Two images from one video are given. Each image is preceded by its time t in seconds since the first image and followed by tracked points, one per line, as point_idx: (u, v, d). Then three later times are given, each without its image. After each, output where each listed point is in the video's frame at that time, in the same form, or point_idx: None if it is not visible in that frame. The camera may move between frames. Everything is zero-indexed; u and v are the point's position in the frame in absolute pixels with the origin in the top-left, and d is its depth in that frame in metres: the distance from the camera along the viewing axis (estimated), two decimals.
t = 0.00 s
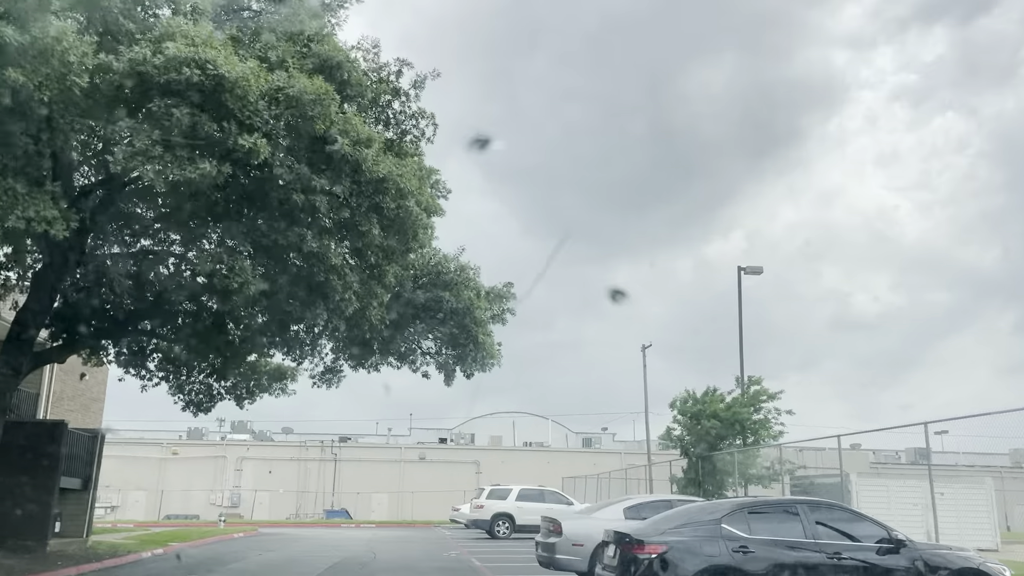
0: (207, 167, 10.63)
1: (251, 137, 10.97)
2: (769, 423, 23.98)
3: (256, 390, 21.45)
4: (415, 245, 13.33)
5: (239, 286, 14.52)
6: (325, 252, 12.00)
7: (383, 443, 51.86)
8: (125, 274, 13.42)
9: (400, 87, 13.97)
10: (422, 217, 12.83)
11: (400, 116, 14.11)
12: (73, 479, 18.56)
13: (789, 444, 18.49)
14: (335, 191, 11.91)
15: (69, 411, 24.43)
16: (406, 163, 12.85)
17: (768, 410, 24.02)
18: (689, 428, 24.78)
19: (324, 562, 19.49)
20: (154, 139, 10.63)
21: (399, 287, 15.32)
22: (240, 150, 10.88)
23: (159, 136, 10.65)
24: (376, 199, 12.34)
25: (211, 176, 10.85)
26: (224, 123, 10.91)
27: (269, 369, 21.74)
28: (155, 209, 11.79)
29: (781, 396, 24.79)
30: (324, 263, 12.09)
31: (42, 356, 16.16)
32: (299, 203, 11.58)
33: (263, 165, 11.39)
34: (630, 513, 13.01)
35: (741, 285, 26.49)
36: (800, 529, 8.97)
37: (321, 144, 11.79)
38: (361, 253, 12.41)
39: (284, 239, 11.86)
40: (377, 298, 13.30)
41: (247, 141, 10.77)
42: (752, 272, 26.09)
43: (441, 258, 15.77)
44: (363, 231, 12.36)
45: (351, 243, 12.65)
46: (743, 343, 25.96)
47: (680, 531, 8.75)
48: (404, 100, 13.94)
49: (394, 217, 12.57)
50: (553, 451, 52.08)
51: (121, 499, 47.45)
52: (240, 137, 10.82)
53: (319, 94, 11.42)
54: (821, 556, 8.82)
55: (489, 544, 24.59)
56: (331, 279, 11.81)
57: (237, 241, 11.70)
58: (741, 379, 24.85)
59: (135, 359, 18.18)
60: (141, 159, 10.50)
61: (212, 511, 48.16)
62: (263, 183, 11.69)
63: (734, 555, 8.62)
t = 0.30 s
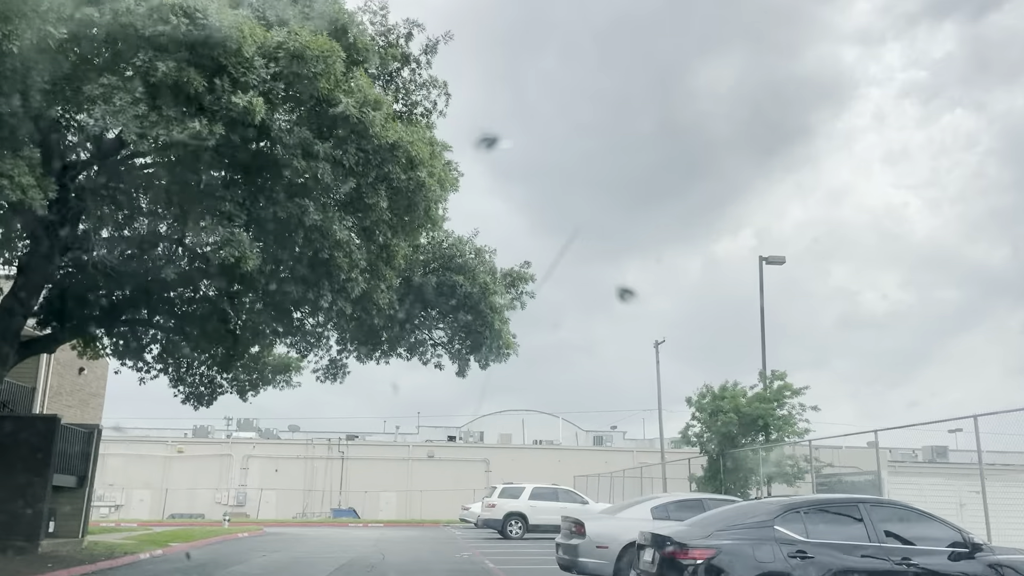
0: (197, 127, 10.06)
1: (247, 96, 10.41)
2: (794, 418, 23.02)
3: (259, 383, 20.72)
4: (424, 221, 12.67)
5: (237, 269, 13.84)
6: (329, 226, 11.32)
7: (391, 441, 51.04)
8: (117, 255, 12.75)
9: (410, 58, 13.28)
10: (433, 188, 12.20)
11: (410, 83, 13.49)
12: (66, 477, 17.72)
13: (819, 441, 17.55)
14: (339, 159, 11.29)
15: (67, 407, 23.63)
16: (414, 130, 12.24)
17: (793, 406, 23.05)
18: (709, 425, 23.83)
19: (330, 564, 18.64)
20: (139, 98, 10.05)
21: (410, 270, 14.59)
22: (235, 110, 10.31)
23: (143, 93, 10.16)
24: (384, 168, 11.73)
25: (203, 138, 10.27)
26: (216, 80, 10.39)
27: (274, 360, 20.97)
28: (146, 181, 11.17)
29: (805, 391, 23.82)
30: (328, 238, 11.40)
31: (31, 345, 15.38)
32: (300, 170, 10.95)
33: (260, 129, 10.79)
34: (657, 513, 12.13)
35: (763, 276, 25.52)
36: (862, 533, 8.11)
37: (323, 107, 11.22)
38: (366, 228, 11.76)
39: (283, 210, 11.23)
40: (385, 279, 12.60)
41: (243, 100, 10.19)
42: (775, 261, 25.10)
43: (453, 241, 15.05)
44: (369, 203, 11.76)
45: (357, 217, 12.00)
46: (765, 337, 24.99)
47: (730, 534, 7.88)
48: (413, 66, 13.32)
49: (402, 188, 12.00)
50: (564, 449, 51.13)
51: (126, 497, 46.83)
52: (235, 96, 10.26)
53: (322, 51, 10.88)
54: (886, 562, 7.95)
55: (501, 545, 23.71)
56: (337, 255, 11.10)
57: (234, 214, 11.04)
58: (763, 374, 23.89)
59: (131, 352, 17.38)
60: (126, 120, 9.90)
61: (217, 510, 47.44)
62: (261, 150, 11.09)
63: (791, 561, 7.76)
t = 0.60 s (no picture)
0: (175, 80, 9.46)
1: (234, 45, 9.78)
2: (814, 414, 22.12)
3: (259, 378, 19.95)
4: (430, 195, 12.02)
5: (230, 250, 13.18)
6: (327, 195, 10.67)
7: (395, 440, 50.22)
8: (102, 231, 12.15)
9: (417, 28, 12.64)
10: (440, 156, 11.55)
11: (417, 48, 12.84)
12: (55, 476, 16.92)
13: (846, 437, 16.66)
14: (337, 121, 10.67)
15: (60, 403, 22.82)
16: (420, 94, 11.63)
17: (813, 401, 22.13)
18: (726, 421, 22.94)
19: (332, 567, 17.80)
20: (114, 49, 9.49)
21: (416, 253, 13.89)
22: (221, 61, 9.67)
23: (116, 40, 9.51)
24: (388, 134, 11.12)
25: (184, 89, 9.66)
26: (200, 28, 9.73)
27: (274, 353, 20.17)
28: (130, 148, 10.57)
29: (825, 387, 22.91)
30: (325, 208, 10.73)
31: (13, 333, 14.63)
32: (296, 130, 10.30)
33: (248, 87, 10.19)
34: (682, 514, 11.22)
35: (781, 267, 24.62)
36: (925, 537, 7.33)
37: (320, 65, 10.59)
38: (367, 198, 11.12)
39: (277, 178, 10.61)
40: (388, 256, 11.91)
41: (230, 49, 9.57)
42: (793, 252, 24.21)
43: (462, 224, 14.36)
44: (372, 173, 11.13)
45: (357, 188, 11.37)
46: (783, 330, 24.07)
47: (781, 540, 7.13)
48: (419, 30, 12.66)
49: (408, 158, 11.39)
50: (571, 448, 50.25)
51: (127, 497, 46.15)
52: (221, 45, 9.63)
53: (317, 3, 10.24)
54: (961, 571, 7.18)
55: (511, 546, 22.86)
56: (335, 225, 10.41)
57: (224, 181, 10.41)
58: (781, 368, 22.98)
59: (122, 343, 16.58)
60: (98, 71, 9.36)
61: (219, 510, 46.71)
62: (252, 112, 10.52)
63: (853, 570, 7.00)
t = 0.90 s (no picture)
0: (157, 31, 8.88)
1: None
2: (832, 411, 21.37)
3: (258, 375, 19.24)
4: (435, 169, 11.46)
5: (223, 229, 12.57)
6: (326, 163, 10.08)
7: (398, 439, 49.50)
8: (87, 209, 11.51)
9: None
10: (443, 124, 10.94)
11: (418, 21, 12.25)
12: (43, 475, 16.20)
13: (871, 434, 15.92)
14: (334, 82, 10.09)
15: (53, 400, 22.12)
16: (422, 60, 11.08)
17: (831, 398, 21.36)
18: (740, 419, 22.22)
19: (332, 569, 17.05)
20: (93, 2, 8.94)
21: (422, 236, 13.27)
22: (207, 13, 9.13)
23: None
24: (391, 101, 10.60)
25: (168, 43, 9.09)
26: None
27: (273, 347, 19.43)
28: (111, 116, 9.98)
29: (843, 383, 22.15)
30: (323, 179, 10.13)
31: None
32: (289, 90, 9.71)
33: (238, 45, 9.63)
34: (707, 515, 10.49)
35: (796, 259, 23.89)
36: (994, 543, 6.72)
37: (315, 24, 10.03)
38: (368, 170, 10.54)
39: (270, 145, 10.03)
40: (391, 235, 11.27)
41: None
42: (809, 243, 23.46)
43: (470, 207, 13.74)
44: (373, 142, 10.58)
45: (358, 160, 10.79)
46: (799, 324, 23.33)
47: (836, 549, 6.55)
48: None
49: (413, 128, 10.85)
50: (577, 446, 49.51)
51: (126, 497, 45.47)
52: None
53: None
54: None
55: (518, 548, 22.12)
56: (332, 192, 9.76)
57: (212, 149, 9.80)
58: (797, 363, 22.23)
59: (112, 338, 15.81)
60: (68, 23, 8.82)
61: (219, 510, 46.01)
62: (244, 77, 9.98)
63: None
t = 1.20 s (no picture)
0: None
1: None
2: (847, 408, 20.71)
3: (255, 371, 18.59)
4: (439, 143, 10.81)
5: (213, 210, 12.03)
6: (320, 132, 9.56)
7: (399, 438, 48.86)
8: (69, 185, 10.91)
9: None
10: (446, 94, 10.43)
11: None
12: (30, 474, 15.61)
13: (892, 431, 15.30)
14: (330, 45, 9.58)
15: (44, 397, 21.49)
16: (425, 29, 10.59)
17: (846, 395, 20.72)
18: (752, 416, 21.58)
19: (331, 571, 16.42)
20: None
21: (426, 219, 12.69)
22: None
23: None
24: (391, 68, 10.08)
25: None
26: None
27: (268, 342, 18.75)
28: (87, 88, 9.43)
29: (858, 380, 21.52)
30: (320, 150, 9.58)
31: None
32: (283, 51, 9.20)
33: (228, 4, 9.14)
34: (731, 517, 9.85)
35: (809, 253, 23.24)
36: None
37: None
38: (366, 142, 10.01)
39: (261, 112, 9.49)
40: (390, 214, 10.76)
41: None
42: (823, 236, 22.82)
43: (477, 190, 13.09)
44: (371, 111, 10.04)
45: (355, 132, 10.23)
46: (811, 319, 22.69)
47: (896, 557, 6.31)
48: None
49: (414, 98, 10.34)
50: (580, 446, 48.84)
51: (122, 497, 44.82)
52: None
53: None
54: None
55: (522, 549, 21.46)
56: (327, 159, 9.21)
57: (197, 117, 9.27)
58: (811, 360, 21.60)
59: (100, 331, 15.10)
60: None
61: (217, 510, 45.36)
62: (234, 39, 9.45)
63: None
